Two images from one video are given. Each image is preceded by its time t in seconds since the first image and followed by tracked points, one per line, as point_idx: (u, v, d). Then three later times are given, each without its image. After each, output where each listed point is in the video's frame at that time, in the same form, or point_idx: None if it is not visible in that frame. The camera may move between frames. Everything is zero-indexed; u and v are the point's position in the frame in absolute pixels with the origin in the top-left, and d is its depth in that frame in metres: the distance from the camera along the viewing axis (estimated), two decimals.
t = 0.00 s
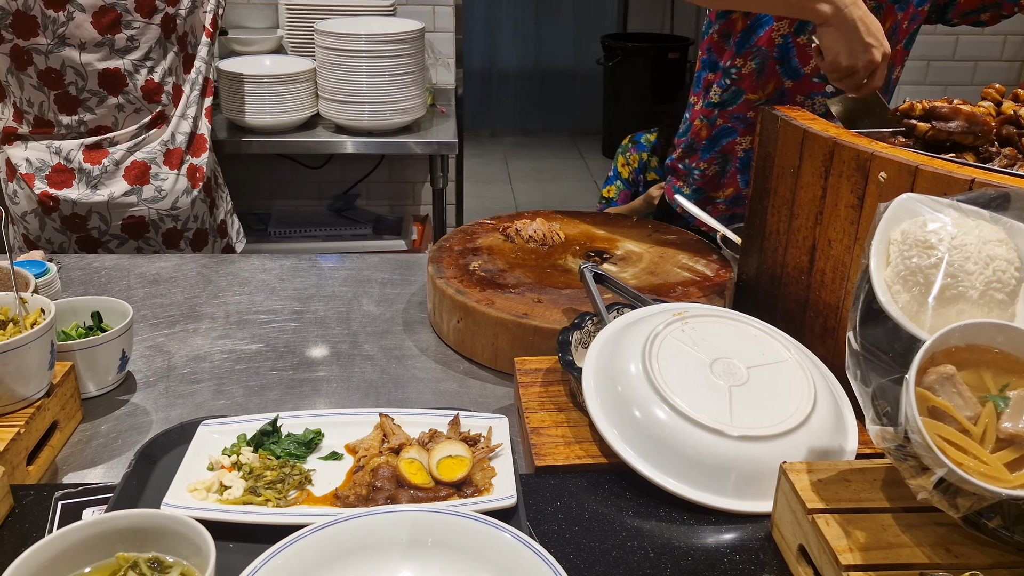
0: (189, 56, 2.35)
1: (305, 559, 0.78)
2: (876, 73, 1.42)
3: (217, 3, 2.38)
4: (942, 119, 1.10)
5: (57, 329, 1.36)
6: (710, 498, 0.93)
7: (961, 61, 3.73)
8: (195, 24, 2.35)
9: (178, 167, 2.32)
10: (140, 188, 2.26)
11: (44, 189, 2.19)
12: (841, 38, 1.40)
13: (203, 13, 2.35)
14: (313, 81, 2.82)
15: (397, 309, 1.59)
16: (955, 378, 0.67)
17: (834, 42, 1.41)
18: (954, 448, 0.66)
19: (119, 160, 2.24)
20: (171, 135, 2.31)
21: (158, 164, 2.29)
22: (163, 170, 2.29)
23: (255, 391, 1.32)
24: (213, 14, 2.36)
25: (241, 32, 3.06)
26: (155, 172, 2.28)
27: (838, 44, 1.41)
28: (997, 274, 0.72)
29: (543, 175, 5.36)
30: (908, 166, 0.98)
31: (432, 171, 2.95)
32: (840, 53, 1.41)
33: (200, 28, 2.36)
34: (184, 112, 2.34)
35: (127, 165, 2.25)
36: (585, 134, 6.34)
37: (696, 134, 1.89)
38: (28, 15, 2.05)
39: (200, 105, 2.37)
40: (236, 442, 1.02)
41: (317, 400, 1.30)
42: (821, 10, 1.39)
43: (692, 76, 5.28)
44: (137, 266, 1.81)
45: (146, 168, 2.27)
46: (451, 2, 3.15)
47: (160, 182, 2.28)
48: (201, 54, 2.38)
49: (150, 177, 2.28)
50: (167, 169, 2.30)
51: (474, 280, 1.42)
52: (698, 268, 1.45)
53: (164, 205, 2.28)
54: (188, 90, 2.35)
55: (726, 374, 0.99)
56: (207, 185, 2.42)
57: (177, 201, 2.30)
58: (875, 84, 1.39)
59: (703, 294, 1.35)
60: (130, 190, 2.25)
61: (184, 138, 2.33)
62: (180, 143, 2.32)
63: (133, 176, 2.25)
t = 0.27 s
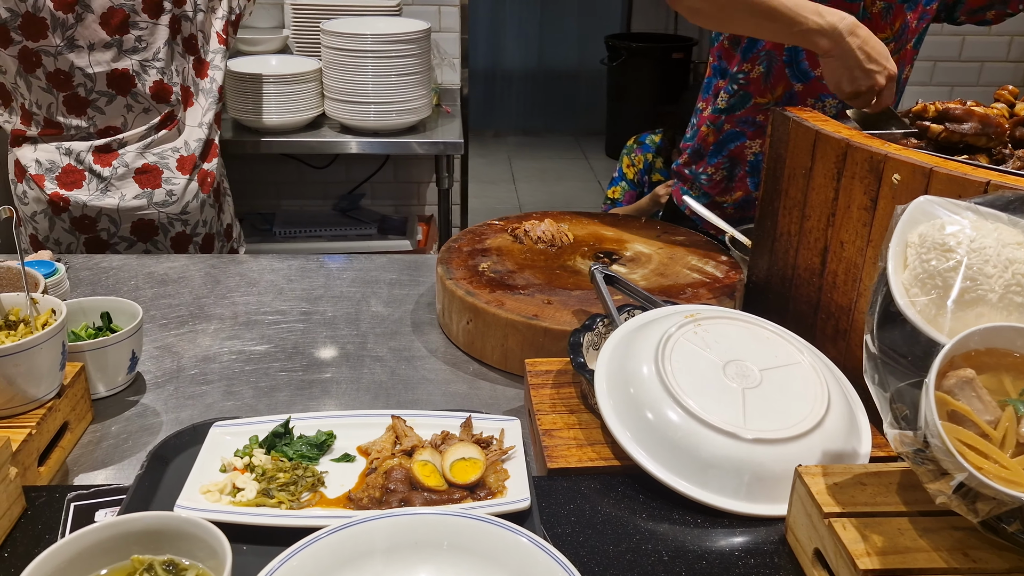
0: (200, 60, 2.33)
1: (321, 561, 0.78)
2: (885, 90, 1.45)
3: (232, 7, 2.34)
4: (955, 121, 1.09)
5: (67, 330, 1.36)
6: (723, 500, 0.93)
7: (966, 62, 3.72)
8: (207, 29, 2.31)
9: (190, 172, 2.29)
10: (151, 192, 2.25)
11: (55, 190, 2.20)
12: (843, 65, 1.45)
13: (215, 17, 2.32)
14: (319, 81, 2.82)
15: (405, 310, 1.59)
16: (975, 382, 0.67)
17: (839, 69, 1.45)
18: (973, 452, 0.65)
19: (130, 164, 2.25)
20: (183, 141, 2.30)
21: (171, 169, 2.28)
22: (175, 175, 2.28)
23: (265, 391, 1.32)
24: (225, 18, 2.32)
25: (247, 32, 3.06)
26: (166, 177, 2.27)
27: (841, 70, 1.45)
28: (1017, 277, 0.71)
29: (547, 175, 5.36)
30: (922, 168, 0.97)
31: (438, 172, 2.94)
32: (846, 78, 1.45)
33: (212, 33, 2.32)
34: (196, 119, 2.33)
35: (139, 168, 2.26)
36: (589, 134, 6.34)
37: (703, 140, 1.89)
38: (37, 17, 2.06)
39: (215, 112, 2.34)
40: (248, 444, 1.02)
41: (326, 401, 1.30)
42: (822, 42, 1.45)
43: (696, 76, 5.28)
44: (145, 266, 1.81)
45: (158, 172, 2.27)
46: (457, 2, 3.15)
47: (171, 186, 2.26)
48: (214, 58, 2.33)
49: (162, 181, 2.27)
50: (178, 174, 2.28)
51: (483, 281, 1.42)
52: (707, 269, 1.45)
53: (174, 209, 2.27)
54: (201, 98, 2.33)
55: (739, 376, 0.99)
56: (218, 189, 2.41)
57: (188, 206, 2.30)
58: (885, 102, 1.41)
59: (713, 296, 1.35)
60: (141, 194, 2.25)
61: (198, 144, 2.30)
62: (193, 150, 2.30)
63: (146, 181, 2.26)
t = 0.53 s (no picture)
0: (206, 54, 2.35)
1: (333, 563, 0.78)
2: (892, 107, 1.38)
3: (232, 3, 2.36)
4: (962, 124, 1.10)
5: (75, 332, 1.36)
6: (732, 503, 0.93)
7: (969, 63, 3.72)
8: (210, 24, 2.33)
9: (196, 167, 2.30)
10: (158, 187, 2.25)
11: (64, 189, 2.20)
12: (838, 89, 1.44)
13: (218, 11, 2.33)
14: (323, 82, 2.83)
15: (412, 312, 1.60)
16: (986, 386, 0.67)
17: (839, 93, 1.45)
18: (984, 456, 0.65)
19: (137, 161, 2.24)
20: (187, 136, 2.31)
21: (176, 163, 2.28)
22: (181, 169, 2.28)
23: (272, 394, 1.33)
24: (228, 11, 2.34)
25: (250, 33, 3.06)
26: (173, 171, 2.28)
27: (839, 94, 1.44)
28: None
29: (549, 176, 5.36)
30: (929, 171, 0.98)
31: (442, 172, 2.95)
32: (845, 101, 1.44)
33: (216, 27, 2.33)
34: (200, 113, 2.34)
35: (145, 164, 2.26)
36: (590, 134, 6.34)
37: (709, 147, 1.89)
38: (44, 17, 2.06)
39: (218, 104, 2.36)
40: (257, 447, 1.03)
41: (333, 403, 1.30)
42: (818, 69, 1.46)
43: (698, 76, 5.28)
44: (151, 268, 1.81)
45: (165, 167, 2.27)
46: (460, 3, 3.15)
47: (177, 181, 2.27)
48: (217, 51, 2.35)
49: (168, 176, 2.27)
50: (184, 167, 2.28)
51: (489, 283, 1.42)
52: (713, 271, 1.45)
53: (183, 203, 2.27)
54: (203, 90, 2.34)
55: (747, 379, 0.99)
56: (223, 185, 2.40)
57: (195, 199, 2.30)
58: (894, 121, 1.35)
59: (719, 298, 1.35)
60: (148, 188, 2.24)
61: (203, 138, 2.32)
62: (198, 142, 2.30)
63: (152, 176, 2.26)
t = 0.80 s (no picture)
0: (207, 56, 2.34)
1: (341, 568, 0.78)
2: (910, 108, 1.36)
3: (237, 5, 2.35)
4: (971, 124, 1.09)
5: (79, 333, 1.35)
6: (741, 506, 0.92)
7: (973, 63, 3.71)
8: (213, 26, 2.31)
9: (200, 168, 2.29)
10: (161, 188, 2.24)
11: (66, 190, 2.20)
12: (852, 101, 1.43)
13: (220, 13, 2.32)
14: (325, 82, 2.82)
15: (416, 313, 1.59)
16: (1000, 389, 0.66)
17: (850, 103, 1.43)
18: (999, 459, 0.65)
19: (140, 161, 2.24)
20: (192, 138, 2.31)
21: (179, 165, 2.28)
22: (184, 171, 2.27)
23: (277, 395, 1.32)
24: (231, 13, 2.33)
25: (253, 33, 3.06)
26: (176, 172, 2.27)
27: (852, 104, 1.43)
28: None
29: (551, 176, 5.35)
30: (939, 172, 0.97)
31: (445, 173, 2.94)
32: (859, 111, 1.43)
33: (217, 30, 2.32)
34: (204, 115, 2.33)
35: (149, 165, 2.25)
36: (592, 134, 6.33)
37: (715, 153, 1.89)
38: (46, 16, 2.05)
39: (224, 106, 2.34)
40: (264, 449, 1.02)
41: (338, 405, 1.30)
42: (827, 81, 1.47)
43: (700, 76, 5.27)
44: (154, 269, 1.81)
45: (168, 168, 2.26)
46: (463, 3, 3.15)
47: (180, 182, 2.26)
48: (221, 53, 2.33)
49: (172, 177, 2.26)
50: (187, 169, 2.28)
51: (495, 284, 1.42)
52: (719, 272, 1.45)
53: (185, 204, 2.26)
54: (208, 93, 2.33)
55: (756, 381, 0.98)
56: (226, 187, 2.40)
57: (198, 200, 2.29)
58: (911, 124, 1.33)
59: (726, 299, 1.34)
60: (151, 189, 2.23)
61: (208, 140, 2.32)
62: (203, 144, 2.31)
63: (156, 176, 2.26)
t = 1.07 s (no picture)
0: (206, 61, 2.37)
1: None
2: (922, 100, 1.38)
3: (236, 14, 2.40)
4: (978, 126, 1.08)
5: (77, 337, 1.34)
6: (746, 512, 0.91)
7: (975, 64, 3.70)
8: (211, 35, 2.37)
9: (196, 173, 2.33)
10: (157, 194, 2.28)
11: (62, 190, 2.21)
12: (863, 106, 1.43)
13: (220, 22, 2.37)
14: (326, 83, 2.81)
15: (417, 315, 1.58)
16: (1011, 396, 0.65)
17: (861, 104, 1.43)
18: (1010, 467, 0.64)
19: (137, 165, 2.25)
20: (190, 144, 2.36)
21: (176, 170, 2.31)
22: (181, 176, 2.31)
23: (277, 399, 1.31)
24: (230, 22, 2.38)
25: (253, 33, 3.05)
26: (173, 178, 2.30)
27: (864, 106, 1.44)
28: None
29: (552, 177, 5.34)
30: (946, 174, 0.96)
31: (445, 174, 2.93)
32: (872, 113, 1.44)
33: (217, 39, 2.39)
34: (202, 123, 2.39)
35: (145, 168, 2.27)
36: (592, 135, 6.32)
37: (719, 159, 1.88)
38: (44, 16, 2.02)
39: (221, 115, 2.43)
40: (264, 454, 1.01)
41: (339, 409, 1.29)
42: (836, 87, 1.46)
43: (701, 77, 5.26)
44: (153, 271, 1.80)
45: (164, 174, 2.29)
46: (464, 4, 3.14)
47: (177, 187, 2.29)
48: (217, 62, 2.42)
49: (168, 182, 2.29)
50: (184, 174, 2.31)
51: (497, 287, 1.41)
52: (722, 274, 1.44)
53: (181, 210, 2.30)
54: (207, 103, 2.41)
55: (761, 386, 0.97)
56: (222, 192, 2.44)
57: (194, 206, 2.33)
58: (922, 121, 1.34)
59: (730, 302, 1.33)
60: (148, 195, 2.27)
61: (204, 148, 2.37)
62: (199, 151, 2.35)
63: (151, 182, 2.28)
